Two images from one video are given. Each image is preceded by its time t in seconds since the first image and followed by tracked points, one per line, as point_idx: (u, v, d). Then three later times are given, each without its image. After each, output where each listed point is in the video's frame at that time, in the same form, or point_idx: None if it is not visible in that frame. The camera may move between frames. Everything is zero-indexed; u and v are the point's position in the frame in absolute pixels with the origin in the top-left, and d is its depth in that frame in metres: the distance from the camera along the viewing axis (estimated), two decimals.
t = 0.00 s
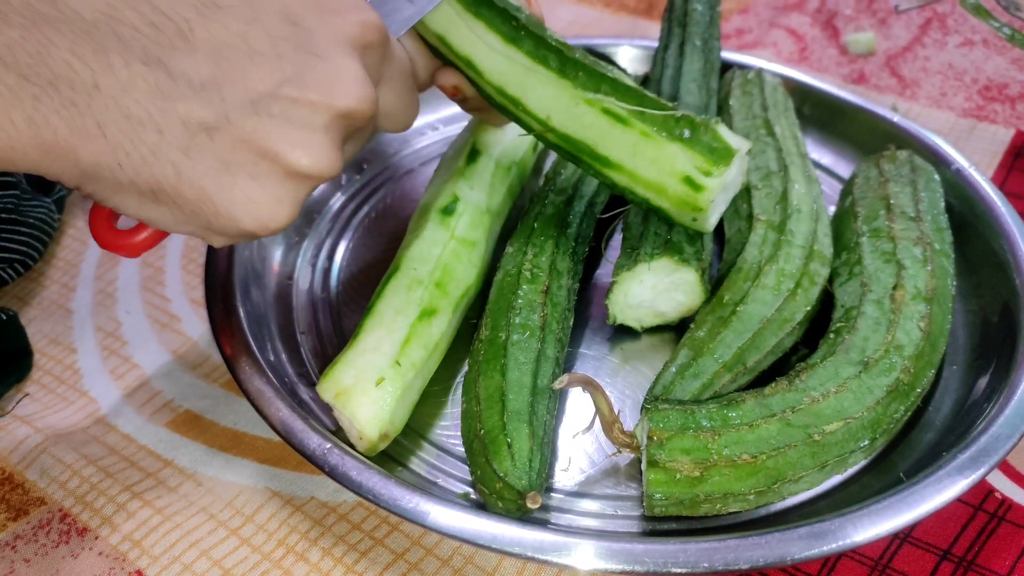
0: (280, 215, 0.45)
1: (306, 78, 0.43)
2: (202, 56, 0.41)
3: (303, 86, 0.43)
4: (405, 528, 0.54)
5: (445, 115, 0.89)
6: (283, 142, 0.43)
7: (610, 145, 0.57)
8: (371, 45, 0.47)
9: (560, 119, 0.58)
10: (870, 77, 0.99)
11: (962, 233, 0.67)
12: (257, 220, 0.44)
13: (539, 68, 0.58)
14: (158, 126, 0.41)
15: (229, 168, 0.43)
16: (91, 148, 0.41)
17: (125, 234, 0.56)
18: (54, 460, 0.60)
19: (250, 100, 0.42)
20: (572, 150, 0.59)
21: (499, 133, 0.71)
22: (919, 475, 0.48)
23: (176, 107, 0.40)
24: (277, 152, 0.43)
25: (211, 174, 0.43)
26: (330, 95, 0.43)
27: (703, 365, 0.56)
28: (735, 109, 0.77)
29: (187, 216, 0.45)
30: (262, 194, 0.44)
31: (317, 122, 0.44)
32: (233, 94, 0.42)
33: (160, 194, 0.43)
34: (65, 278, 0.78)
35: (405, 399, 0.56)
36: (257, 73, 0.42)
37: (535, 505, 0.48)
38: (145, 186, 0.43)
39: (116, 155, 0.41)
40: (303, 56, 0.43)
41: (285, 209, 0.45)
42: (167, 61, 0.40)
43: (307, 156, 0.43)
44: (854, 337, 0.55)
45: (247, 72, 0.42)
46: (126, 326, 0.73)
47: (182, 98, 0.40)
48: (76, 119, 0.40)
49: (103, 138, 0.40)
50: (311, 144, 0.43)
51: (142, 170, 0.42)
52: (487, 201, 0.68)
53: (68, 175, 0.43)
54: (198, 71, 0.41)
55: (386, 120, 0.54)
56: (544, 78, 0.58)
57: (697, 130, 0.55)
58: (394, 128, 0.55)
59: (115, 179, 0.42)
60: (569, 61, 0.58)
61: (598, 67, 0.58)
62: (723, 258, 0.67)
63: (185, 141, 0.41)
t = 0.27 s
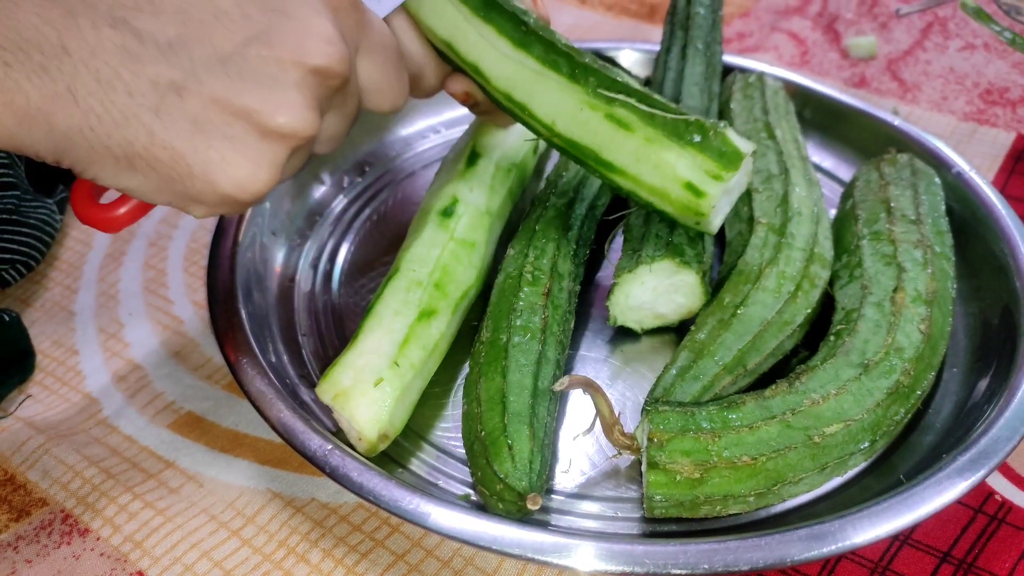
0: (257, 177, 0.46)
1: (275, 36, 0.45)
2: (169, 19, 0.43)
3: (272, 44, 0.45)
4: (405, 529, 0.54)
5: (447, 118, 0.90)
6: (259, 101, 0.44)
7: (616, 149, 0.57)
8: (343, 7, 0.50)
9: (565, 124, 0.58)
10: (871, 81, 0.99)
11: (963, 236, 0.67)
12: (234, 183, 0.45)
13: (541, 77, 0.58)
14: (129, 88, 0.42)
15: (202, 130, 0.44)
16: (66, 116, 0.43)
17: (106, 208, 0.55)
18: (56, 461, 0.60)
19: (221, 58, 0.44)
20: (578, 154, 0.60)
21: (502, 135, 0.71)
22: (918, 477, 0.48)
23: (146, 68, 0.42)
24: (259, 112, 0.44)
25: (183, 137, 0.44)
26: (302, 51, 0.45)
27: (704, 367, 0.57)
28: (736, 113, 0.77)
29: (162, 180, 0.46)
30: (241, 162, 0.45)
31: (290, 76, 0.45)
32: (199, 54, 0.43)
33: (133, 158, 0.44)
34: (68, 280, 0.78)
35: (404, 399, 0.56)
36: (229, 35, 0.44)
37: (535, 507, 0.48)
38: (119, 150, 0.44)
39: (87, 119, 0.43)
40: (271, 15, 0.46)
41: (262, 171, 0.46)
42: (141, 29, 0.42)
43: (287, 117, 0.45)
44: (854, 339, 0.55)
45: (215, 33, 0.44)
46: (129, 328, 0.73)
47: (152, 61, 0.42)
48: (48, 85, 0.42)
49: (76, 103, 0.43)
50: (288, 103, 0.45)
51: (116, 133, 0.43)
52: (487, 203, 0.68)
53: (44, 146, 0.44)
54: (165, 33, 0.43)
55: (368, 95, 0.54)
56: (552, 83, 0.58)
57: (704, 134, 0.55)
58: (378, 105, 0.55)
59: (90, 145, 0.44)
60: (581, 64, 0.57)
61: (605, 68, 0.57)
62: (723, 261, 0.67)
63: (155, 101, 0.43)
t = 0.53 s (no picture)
0: (255, 151, 0.46)
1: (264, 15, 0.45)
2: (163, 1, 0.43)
3: (262, 20, 0.45)
4: (409, 532, 0.54)
5: (450, 122, 0.90)
6: (253, 77, 0.45)
7: (629, 153, 0.58)
8: None
9: (578, 129, 0.59)
10: (873, 85, 0.99)
11: (965, 240, 0.67)
12: (234, 157, 0.46)
13: (552, 86, 0.58)
14: (128, 71, 0.42)
15: (200, 107, 0.44)
16: (66, 101, 0.42)
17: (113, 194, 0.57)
18: (60, 463, 0.60)
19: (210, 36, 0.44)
20: (591, 158, 0.60)
21: (507, 140, 0.72)
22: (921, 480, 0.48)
23: (142, 49, 0.42)
24: (254, 88, 0.45)
25: (182, 115, 0.44)
26: (291, 26, 0.46)
27: (707, 371, 0.57)
28: (739, 117, 0.77)
29: (165, 160, 0.46)
30: (240, 136, 0.45)
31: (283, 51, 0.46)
32: (193, 32, 0.43)
33: (136, 140, 0.44)
34: (72, 283, 0.79)
35: (410, 403, 0.56)
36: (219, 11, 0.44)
37: (537, 510, 0.48)
38: (121, 131, 0.44)
39: (89, 102, 0.42)
40: None
41: (260, 143, 0.46)
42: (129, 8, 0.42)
43: (282, 92, 0.45)
44: (857, 343, 0.55)
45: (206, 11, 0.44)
46: (133, 331, 0.73)
47: (147, 43, 0.42)
48: (51, 72, 0.42)
49: (76, 88, 0.42)
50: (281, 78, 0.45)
51: (118, 116, 0.43)
52: (492, 208, 0.69)
53: (46, 133, 0.44)
54: (159, 14, 0.43)
55: (355, 66, 0.56)
56: (558, 95, 0.58)
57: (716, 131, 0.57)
58: (365, 74, 0.58)
59: (92, 129, 0.43)
60: (585, 82, 0.57)
61: (613, 74, 0.58)
62: (727, 264, 0.67)
63: (153, 83, 0.43)
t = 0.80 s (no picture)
0: (245, 100, 0.46)
1: None
2: None
3: None
4: (410, 532, 0.54)
5: (452, 123, 0.90)
6: (236, 22, 0.45)
7: (649, 153, 0.59)
8: None
9: (596, 130, 0.59)
10: (874, 87, 1.00)
11: (966, 241, 0.67)
12: (224, 106, 0.46)
13: (571, 90, 0.59)
14: (114, 25, 0.43)
15: (187, 57, 0.44)
16: (60, 60, 0.43)
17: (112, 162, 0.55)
18: (62, 463, 0.60)
19: None
20: (608, 158, 0.61)
21: (512, 142, 0.72)
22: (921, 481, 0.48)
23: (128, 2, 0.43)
24: (238, 32, 0.45)
25: (169, 64, 0.44)
26: None
27: (708, 371, 0.57)
28: (740, 118, 0.78)
29: (158, 113, 0.46)
30: (229, 85, 0.46)
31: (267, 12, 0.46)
32: None
33: (125, 91, 0.45)
34: (74, 283, 0.79)
35: (415, 405, 0.56)
36: None
37: (538, 509, 0.48)
38: (111, 84, 0.44)
39: (81, 60, 0.43)
40: None
41: (249, 92, 0.46)
42: None
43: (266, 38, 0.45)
44: (857, 344, 0.55)
45: None
46: (135, 331, 0.74)
47: None
48: (38, 26, 0.43)
49: (66, 45, 0.43)
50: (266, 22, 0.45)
51: (107, 68, 0.43)
52: (498, 211, 0.69)
53: (38, 96, 0.45)
54: None
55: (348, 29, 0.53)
56: (578, 95, 0.59)
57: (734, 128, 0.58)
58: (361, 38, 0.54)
59: (86, 87, 0.44)
60: (603, 84, 0.58)
61: (629, 76, 0.59)
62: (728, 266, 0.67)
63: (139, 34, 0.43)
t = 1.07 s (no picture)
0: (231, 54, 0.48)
1: None
2: None
3: None
4: (410, 526, 0.54)
5: (453, 118, 0.90)
6: None
7: (653, 150, 0.59)
8: None
9: (601, 125, 0.59)
10: (875, 86, 1.00)
11: (967, 241, 0.67)
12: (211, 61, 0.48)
13: (574, 85, 0.58)
14: None
15: (171, 11, 0.46)
16: (45, 21, 0.46)
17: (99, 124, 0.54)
18: (62, 455, 0.60)
19: None
20: (611, 154, 0.61)
21: (514, 137, 0.72)
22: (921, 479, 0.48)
23: None
24: None
25: (155, 20, 0.46)
26: None
27: (708, 368, 0.57)
28: (742, 116, 0.78)
29: (147, 69, 0.48)
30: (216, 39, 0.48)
31: None
32: None
33: (113, 47, 0.47)
34: (74, 275, 0.79)
35: (414, 398, 0.56)
36: None
37: (539, 503, 0.48)
38: (100, 41, 0.46)
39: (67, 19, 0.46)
40: None
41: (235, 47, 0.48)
42: None
43: None
44: (858, 342, 0.55)
45: None
46: (135, 323, 0.73)
47: None
48: None
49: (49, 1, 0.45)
50: None
51: (96, 25, 0.46)
52: (497, 205, 0.69)
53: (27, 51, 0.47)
54: None
55: None
56: (584, 91, 0.59)
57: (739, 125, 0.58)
58: None
59: (73, 47, 0.47)
60: (609, 80, 0.58)
61: (634, 71, 0.59)
62: (728, 263, 0.67)
63: None
